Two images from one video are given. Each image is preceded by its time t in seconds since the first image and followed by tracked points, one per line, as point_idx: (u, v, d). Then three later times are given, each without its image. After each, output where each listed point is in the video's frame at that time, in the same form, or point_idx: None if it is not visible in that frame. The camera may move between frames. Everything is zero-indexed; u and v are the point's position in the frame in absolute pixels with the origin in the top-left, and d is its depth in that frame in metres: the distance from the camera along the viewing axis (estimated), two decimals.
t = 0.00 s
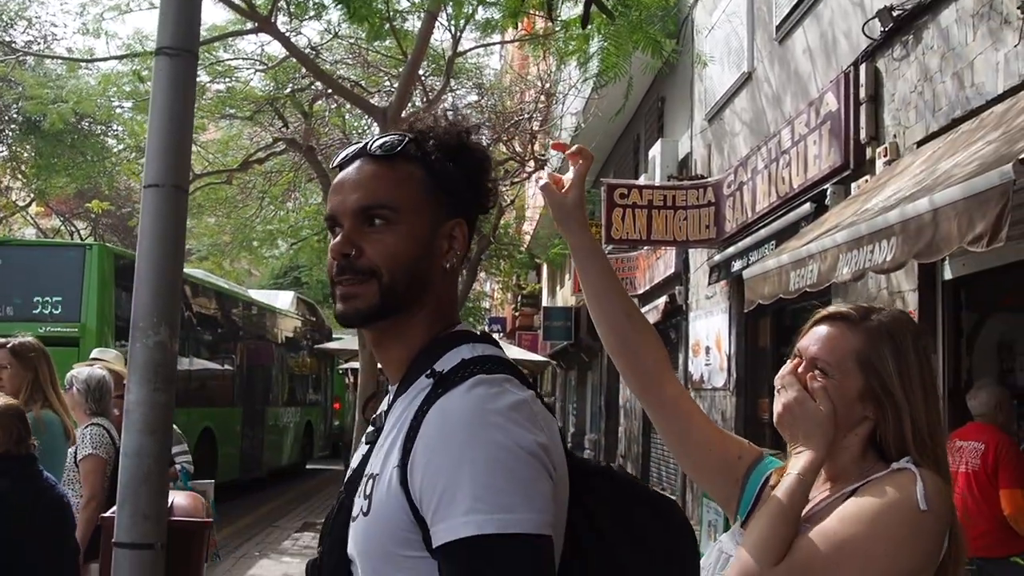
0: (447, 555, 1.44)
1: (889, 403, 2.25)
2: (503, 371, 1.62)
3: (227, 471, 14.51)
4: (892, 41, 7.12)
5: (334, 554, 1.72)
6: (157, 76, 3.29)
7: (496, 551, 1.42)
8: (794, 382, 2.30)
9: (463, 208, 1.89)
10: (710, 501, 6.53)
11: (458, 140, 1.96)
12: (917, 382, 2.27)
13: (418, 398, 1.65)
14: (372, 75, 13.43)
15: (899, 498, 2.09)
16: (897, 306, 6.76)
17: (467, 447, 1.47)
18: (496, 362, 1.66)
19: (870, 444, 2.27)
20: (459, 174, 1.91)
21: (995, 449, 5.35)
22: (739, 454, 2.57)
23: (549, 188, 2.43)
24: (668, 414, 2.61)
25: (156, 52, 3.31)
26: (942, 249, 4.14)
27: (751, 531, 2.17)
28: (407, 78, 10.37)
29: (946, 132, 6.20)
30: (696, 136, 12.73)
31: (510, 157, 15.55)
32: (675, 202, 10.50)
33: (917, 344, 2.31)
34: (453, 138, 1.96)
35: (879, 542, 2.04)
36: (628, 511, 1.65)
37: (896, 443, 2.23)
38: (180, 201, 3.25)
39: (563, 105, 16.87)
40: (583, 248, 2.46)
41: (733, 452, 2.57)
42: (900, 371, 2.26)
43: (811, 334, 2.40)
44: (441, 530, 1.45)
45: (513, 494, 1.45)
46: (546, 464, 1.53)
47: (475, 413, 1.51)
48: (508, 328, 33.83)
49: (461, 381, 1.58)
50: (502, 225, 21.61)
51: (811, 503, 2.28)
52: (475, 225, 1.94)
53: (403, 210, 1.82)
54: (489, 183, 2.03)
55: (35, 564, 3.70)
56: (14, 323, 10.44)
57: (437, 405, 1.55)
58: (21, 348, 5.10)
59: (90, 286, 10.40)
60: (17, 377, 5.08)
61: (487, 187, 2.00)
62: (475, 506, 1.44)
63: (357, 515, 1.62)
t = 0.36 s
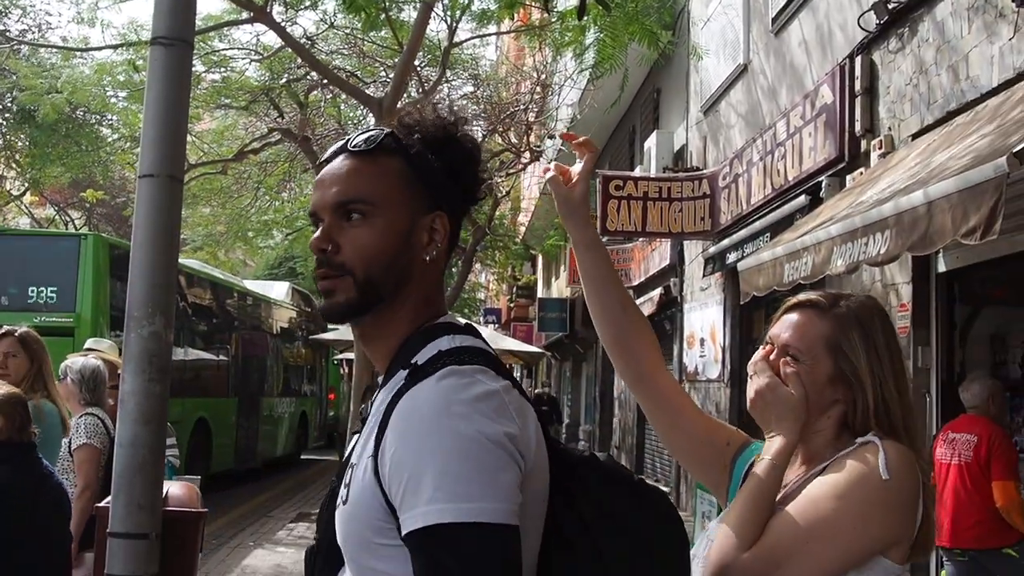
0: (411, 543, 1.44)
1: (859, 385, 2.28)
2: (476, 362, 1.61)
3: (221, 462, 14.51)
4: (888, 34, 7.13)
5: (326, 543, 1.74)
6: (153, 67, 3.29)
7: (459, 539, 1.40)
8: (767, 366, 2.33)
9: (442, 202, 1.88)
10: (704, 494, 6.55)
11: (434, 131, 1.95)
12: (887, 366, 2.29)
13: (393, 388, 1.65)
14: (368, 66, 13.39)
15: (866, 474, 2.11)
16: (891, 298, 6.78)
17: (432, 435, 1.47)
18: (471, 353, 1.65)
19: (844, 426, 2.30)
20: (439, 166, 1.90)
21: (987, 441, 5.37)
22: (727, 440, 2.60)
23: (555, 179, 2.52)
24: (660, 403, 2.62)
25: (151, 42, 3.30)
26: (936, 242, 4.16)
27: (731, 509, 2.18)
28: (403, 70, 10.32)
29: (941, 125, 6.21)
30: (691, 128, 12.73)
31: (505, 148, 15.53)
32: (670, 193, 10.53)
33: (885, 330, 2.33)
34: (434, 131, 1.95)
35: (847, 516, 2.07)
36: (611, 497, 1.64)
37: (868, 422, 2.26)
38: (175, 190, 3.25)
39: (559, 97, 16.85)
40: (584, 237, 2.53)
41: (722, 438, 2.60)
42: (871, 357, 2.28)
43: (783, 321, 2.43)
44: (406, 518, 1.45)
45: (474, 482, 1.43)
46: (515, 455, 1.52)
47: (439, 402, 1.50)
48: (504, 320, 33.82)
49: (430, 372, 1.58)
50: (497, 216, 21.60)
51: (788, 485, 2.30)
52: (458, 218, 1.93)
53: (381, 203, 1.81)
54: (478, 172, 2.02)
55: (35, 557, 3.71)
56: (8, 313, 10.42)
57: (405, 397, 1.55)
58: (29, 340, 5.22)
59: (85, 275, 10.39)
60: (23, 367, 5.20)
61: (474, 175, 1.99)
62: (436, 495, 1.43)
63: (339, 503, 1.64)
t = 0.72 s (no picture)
0: (394, 532, 1.43)
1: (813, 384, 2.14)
2: (462, 355, 1.62)
3: (216, 457, 14.50)
4: (883, 30, 7.13)
5: (320, 534, 1.74)
6: (147, 61, 3.27)
7: (440, 529, 1.40)
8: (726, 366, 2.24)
9: (434, 195, 1.87)
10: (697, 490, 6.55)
11: (450, 121, 1.94)
12: (851, 360, 2.14)
13: (382, 379, 1.65)
14: (362, 60, 13.39)
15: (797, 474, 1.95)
16: (885, 293, 6.79)
17: (412, 424, 1.47)
18: (460, 346, 1.65)
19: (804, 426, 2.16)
20: (436, 161, 1.89)
21: (982, 436, 5.39)
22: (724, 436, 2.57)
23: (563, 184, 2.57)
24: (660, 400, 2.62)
25: (146, 36, 3.29)
26: (930, 237, 4.16)
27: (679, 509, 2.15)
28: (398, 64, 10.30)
29: (936, 120, 6.22)
30: (686, 123, 12.73)
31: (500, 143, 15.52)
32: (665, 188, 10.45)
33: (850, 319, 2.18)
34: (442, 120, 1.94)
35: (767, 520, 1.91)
36: (602, 493, 1.63)
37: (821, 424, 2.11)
38: (168, 184, 3.24)
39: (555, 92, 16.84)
40: (594, 243, 2.55)
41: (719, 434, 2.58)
42: (834, 351, 2.14)
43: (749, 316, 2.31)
44: (389, 507, 1.45)
45: (456, 472, 1.43)
46: (497, 445, 1.51)
47: (418, 393, 1.50)
48: (499, 314, 33.86)
49: (415, 364, 1.58)
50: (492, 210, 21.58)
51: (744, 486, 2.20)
52: (455, 213, 1.92)
53: (356, 205, 1.82)
54: (481, 167, 1.99)
55: (32, 553, 3.70)
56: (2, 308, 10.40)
57: (389, 388, 1.55)
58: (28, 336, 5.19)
59: (81, 270, 10.39)
60: (22, 362, 5.15)
61: (475, 169, 1.96)
62: (417, 484, 1.42)
63: (329, 493, 1.64)
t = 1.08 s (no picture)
0: (405, 531, 1.43)
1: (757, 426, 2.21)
2: (471, 358, 1.62)
3: (217, 456, 14.50)
4: (883, 27, 7.12)
5: (328, 532, 1.74)
6: (146, 61, 3.27)
7: (452, 530, 1.40)
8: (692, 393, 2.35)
9: (425, 195, 1.83)
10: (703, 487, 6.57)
11: (452, 115, 1.89)
12: (799, 404, 2.18)
13: (392, 381, 1.65)
14: (362, 59, 13.39)
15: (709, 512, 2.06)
16: (886, 290, 6.78)
17: (424, 426, 1.46)
18: (469, 350, 1.65)
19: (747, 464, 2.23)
20: (431, 158, 1.84)
21: (983, 433, 5.40)
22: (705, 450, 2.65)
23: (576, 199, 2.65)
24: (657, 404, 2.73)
25: (144, 35, 3.29)
26: (931, 234, 4.15)
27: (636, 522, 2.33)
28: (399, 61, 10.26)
29: (937, 117, 6.21)
30: (687, 121, 12.71)
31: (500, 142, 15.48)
32: (666, 186, 10.45)
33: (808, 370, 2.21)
34: (444, 115, 1.89)
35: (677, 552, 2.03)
36: (606, 497, 1.62)
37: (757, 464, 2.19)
38: (169, 183, 3.24)
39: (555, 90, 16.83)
40: (602, 255, 2.65)
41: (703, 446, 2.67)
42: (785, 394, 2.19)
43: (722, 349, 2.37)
44: (401, 507, 1.44)
45: (466, 474, 1.43)
46: (506, 447, 1.51)
47: (428, 397, 1.49)
48: (500, 313, 33.86)
49: (426, 367, 1.58)
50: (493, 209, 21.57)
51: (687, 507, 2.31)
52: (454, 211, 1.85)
53: (343, 212, 1.85)
54: (485, 153, 1.90)
55: (35, 553, 3.70)
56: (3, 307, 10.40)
57: (401, 390, 1.55)
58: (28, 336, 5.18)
59: (81, 269, 10.38)
60: (25, 361, 5.13)
61: (472, 156, 1.87)
62: (429, 484, 1.42)
63: (339, 492, 1.63)
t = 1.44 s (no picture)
0: (422, 535, 1.42)
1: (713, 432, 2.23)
2: (485, 363, 1.61)
3: (224, 460, 14.51)
4: (889, 28, 7.11)
5: (341, 536, 1.74)
6: (151, 66, 3.28)
7: (469, 535, 1.39)
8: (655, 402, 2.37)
9: (408, 214, 1.80)
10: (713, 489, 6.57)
11: (438, 124, 1.84)
12: (749, 409, 2.20)
13: (407, 387, 1.65)
14: (368, 62, 13.40)
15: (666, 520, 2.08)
16: (893, 291, 6.76)
17: (440, 431, 1.46)
18: (483, 355, 1.65)
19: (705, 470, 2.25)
20: (419, 176, 1.79)
21: (991, 435, 5.37)
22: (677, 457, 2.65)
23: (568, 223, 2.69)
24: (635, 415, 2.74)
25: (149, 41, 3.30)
26: (939, 235, 4.13)
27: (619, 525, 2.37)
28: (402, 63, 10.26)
29: (943, 118, 6.20)
30: (692, 122, 12.69)
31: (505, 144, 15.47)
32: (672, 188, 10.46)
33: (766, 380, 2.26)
34: (440, 125, 1.83)
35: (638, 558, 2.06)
36: (620, 502, 1.62)
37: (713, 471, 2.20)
38: (174, 188, 3.25)
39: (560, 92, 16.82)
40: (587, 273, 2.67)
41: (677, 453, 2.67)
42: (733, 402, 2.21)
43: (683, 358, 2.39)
44: (417, 510, 1.44)
45: (483, 479, 1.42)
46: (522, 453, 1.50)
47: (442, 403, 1.49)
48: (506, 315, 33.85)
49: (440, 373, 1.58)
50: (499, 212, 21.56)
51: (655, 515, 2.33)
52: (442, 229, 1.79)
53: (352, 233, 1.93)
54: (471, 155, 1.82)
55: (50, 556, 3.72)
56: (11, 312, 10.42)
57: (417, 395, 1.55)
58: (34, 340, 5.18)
59: (88, 273, 10.39)
60: (31, 366, 5.15)
61: (455, 160, 1.80)
62: (446, 489, 1.42)
63: (354, 496, 1.62)
